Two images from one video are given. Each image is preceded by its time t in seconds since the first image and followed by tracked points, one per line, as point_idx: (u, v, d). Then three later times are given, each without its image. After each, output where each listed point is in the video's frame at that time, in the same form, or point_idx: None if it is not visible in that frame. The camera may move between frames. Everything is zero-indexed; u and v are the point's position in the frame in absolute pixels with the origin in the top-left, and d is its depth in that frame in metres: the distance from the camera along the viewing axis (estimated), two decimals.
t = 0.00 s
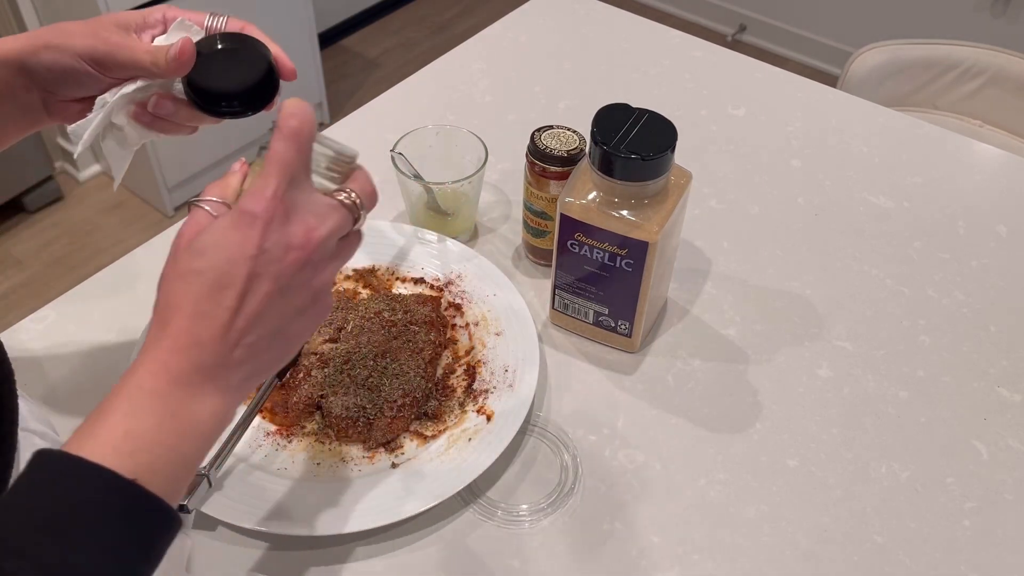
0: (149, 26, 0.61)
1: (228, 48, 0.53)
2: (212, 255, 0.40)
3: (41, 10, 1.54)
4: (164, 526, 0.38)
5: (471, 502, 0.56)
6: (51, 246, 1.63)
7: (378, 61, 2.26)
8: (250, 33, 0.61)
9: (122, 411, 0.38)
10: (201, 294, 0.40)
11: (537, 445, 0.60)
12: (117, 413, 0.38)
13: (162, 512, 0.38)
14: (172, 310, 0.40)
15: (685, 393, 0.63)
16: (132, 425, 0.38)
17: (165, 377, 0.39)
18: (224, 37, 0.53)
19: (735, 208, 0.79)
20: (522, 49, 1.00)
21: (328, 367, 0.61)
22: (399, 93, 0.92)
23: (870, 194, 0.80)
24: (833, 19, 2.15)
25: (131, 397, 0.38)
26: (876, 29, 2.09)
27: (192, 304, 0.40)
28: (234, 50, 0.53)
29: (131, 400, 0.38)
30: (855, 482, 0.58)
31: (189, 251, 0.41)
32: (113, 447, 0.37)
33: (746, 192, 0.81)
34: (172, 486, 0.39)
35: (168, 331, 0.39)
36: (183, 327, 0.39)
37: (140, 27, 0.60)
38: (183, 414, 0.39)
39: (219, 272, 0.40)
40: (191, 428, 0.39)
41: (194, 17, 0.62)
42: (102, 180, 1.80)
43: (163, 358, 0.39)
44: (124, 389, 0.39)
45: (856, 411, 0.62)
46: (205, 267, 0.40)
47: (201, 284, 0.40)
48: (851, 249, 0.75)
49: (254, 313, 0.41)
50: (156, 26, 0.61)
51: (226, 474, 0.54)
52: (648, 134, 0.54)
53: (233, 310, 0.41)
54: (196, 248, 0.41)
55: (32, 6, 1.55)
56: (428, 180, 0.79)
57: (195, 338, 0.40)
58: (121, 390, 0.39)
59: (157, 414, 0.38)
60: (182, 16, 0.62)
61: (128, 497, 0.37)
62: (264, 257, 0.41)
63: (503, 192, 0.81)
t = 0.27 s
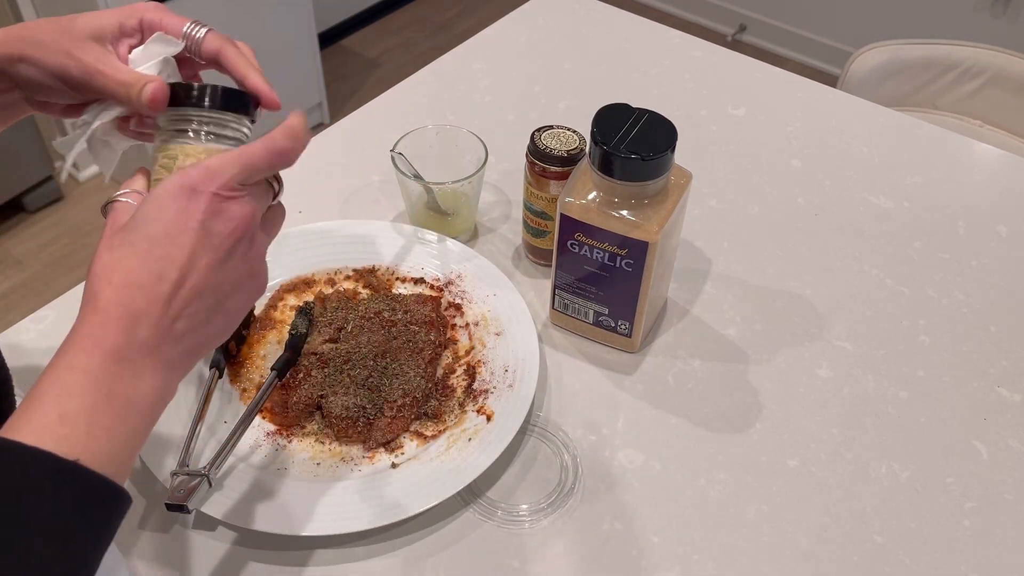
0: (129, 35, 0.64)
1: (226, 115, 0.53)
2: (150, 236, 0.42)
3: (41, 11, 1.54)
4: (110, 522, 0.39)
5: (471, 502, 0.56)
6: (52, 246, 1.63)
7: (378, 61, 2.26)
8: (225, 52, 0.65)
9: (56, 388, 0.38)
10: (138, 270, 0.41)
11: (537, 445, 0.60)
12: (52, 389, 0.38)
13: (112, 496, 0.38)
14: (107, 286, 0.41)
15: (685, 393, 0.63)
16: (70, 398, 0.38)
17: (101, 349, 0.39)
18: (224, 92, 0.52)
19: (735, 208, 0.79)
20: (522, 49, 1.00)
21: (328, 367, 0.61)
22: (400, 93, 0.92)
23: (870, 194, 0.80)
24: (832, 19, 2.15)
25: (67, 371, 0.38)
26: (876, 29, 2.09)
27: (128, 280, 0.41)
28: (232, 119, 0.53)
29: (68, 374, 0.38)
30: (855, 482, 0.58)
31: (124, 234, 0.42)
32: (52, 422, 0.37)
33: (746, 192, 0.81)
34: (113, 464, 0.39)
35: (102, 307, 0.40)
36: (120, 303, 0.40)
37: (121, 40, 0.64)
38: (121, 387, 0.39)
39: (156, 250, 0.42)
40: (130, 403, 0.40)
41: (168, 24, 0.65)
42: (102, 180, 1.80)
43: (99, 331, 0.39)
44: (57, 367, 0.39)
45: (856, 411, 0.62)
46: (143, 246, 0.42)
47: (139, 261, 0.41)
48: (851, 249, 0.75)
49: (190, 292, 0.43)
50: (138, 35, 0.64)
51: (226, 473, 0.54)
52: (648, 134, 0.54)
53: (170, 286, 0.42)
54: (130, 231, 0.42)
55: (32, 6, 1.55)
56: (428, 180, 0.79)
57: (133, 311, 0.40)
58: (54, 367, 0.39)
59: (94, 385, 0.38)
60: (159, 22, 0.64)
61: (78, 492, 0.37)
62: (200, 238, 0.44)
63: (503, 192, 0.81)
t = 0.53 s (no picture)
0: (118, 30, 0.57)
1: (193, 105, 0.47)
2: (163, 231, 0.41)
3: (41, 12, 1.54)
4: (118, 523, 0.39)
5: (472, 502, 0.56)
6: (52, 246, 1.64)
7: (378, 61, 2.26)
8: (179, 33, 0.55)
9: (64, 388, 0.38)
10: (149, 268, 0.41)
11: (536, 446, 0.60)
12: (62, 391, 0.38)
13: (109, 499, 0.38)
14: (120, 284, 0.40)
15: (685, 393, 0.63)
16: (81, 404, 0.38)
17: (111, 353, 0.39)
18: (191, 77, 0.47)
19: (735, 208, 0.79)
20: (522, 49, 1.00)
21: (328, 367, 0.61)
22: (400, 93, 0.92)
23: (870, 194, 0.80)
24: (832, 19, 2.15)
25: (76, 375, 0.38)
26: (876, 30, 2.09)
27: (133, 278, 0.40)
28: (201, 109, 0.47)
29: (77, 378, 0.38)
30: (854, 482, 0.58)
31: (138, 226, 0.41)
32: (59, 426, 0.37)
33: (746, 192, 0.81)
34: (117, 469, 0.39)
35: (118, 307, 0.40)
36: (130, 303, 0.40)
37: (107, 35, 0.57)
38: (129, 389, 0.40)
39: (170, 245, 0.41)
40: (141, 408, 0.40)
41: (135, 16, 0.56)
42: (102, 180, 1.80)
43: (107, 335, 0.39)
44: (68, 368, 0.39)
45: (856, 411, 0.62)
46: (154, 241, 0.41)
47: (153, 259, 0.41)
48: (851, 249, 0.75)
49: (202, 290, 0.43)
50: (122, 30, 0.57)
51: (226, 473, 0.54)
52: (648, 134, 0.54)
53: (184, 286, 0.42)
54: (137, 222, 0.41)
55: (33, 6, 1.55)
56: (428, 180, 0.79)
57: (144, 313, 0.40)
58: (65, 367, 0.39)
59: (103, 388, 0.39)
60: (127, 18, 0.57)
61: (87, 496, 0.37)
62: (223, 241, 0.43)
63: (503, 192, 0.81)
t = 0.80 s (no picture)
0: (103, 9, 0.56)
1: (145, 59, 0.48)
2: (182, 229, 0.44)
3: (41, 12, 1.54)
4: (115, 517, 0.39)
5: (472, 502, 0.56)
6: (52, 245, 1.63)
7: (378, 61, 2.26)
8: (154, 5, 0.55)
9: (90, 382, 0.39)
10: (169, 264, 0.43)
11: (536, 446, 0.60)
12: (88, 384, 0.39)
13: (125, 490, 0.39)
14: (142, 279, 0.42)
15: (685, 393, 0.63)
16: (110, 398, 0.40)
17: (139, 347, 0.41)
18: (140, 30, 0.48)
19: (735, 208, 0.79)
20: (522, 49, 1.00)
21: (328, 367, 0.61)
22: (400, 93, 0.92)
23: (870, 194, 0.80)
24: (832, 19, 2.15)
25: (103, 367, 0.40)
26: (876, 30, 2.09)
27: (155, 274, 0.43)
28: (151, 62, 0.48)
29: (105, 372, 0.40)
30: (855, 482, 0.58)
31: (154, 220, 0.43)
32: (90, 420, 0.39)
33: (746, 192, 0.81)
34: (127, 453, 0.41)
35: (134, 297, 0.42)
36: (154, 298, 0.42)
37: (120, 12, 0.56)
38: (151, 380, 0.42)
39: (187, 244, 0.44)
40: (156, 399, 0.43)
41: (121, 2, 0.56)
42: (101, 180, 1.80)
43: (136, 328, 0.41)
44: (89, 361, 0.40)
45: (856, 411, 0.62)
46: (174, 236, 0.44)
47: (174, 256, 0.44)
48: (851, 249, 0.75)
49: (210, 285, 0.47)
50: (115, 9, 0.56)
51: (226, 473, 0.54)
52: (647, 134, 0.54)
53: (194, 282, 0.45)
54: (154, 214, 0.43)
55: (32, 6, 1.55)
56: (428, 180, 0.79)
57: (166, 307, 0.43)
58: (86, 360, 0.40)
59: (132, 381, 0.41)
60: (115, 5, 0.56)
61: (87, 491, 0.37)
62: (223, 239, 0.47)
63: (503, 192, 0.81)
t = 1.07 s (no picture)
0: None
1: (132, 52, 0.47)
2: (167, 232, 0.44)
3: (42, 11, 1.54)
4: (99, 531, 0.39)
5: (471, 502, 0.56)
6: (52, 245, 1.63)
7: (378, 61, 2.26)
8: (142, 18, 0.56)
9: (74, 385, 0.40)
10: (153, 266, 0.43)
11: (537, 446, 0.60)
12: (73, 387, 0.39)
13: (107, 497, 0.39)
14: (125, 283, 0.42)
15: (684, 393, 0.63)
16: (94, 401, 0.40)
17: (123, 351, 0.41)
18: (125, 24, 0.47)
19: (735, 208, 0.79)
20: (522, 49, 1.00)
21: (328, 367, 0.61)
22: (399, 93, 0.92)
23: (870, 194, 0.80)
24: (832, 19, 2.15)
25: (86, 370, 0.40)
26: (876, 30, 2.09)
27: (138, 278, 0.42)
28: (139, 57, 0.48)
29: (89, 375, 0.40)
30: (854, 482, 0.58)
31: (137, 223, 0.43)
32: (74, 423, 0.39)
33: (746, 192, 0.81)
34: (108, 462, 0.41)
35: (114, 303, 0.41)
36: (138, 302, 0.42)
37: None
38: (136, 383, 0.42)
39: (172, 247, 0.44)
40: (142, 402, 0.43)
41: None
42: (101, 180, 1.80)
43: (119, 331, 0.41)
44: (69, 369, 0.40)
45: (856, 411, 0.62)
46: (158, 239, 0.44)
47: (156, 261, 0.43)
48: (851, 249, 0.75)
49: (197, 287, 0.46)
50: None
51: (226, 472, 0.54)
52: (647, 134, 0.54)
53: (178, 287, 0.45)
54: (136, 216, 0.43)
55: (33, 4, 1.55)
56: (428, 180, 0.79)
57: (150, 311, 0.43)
58: (69, 363, 0.40)
59: (115, 385, 0.41)
60: None
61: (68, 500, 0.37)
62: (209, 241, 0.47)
63: (503, 192, 0.81)
